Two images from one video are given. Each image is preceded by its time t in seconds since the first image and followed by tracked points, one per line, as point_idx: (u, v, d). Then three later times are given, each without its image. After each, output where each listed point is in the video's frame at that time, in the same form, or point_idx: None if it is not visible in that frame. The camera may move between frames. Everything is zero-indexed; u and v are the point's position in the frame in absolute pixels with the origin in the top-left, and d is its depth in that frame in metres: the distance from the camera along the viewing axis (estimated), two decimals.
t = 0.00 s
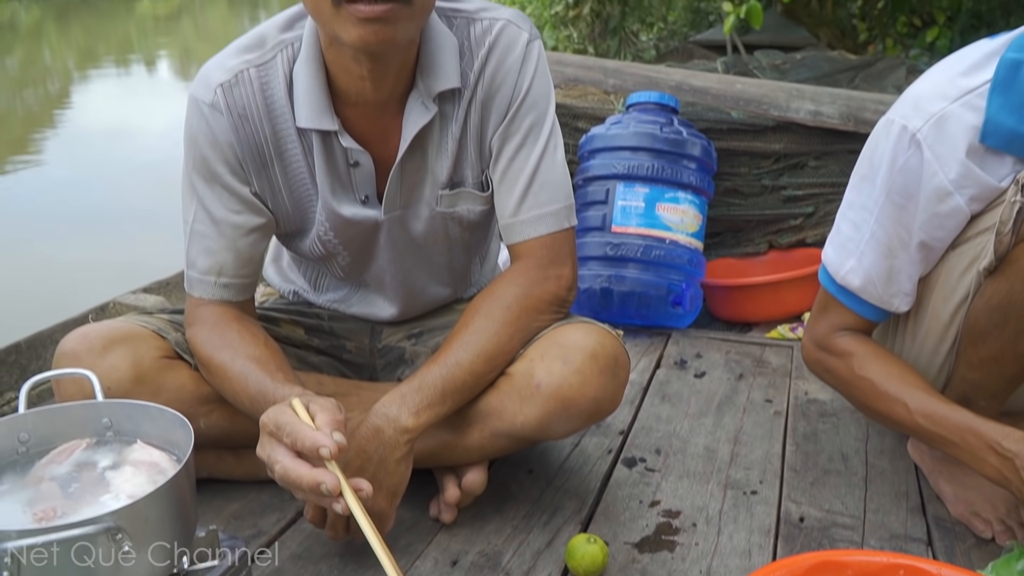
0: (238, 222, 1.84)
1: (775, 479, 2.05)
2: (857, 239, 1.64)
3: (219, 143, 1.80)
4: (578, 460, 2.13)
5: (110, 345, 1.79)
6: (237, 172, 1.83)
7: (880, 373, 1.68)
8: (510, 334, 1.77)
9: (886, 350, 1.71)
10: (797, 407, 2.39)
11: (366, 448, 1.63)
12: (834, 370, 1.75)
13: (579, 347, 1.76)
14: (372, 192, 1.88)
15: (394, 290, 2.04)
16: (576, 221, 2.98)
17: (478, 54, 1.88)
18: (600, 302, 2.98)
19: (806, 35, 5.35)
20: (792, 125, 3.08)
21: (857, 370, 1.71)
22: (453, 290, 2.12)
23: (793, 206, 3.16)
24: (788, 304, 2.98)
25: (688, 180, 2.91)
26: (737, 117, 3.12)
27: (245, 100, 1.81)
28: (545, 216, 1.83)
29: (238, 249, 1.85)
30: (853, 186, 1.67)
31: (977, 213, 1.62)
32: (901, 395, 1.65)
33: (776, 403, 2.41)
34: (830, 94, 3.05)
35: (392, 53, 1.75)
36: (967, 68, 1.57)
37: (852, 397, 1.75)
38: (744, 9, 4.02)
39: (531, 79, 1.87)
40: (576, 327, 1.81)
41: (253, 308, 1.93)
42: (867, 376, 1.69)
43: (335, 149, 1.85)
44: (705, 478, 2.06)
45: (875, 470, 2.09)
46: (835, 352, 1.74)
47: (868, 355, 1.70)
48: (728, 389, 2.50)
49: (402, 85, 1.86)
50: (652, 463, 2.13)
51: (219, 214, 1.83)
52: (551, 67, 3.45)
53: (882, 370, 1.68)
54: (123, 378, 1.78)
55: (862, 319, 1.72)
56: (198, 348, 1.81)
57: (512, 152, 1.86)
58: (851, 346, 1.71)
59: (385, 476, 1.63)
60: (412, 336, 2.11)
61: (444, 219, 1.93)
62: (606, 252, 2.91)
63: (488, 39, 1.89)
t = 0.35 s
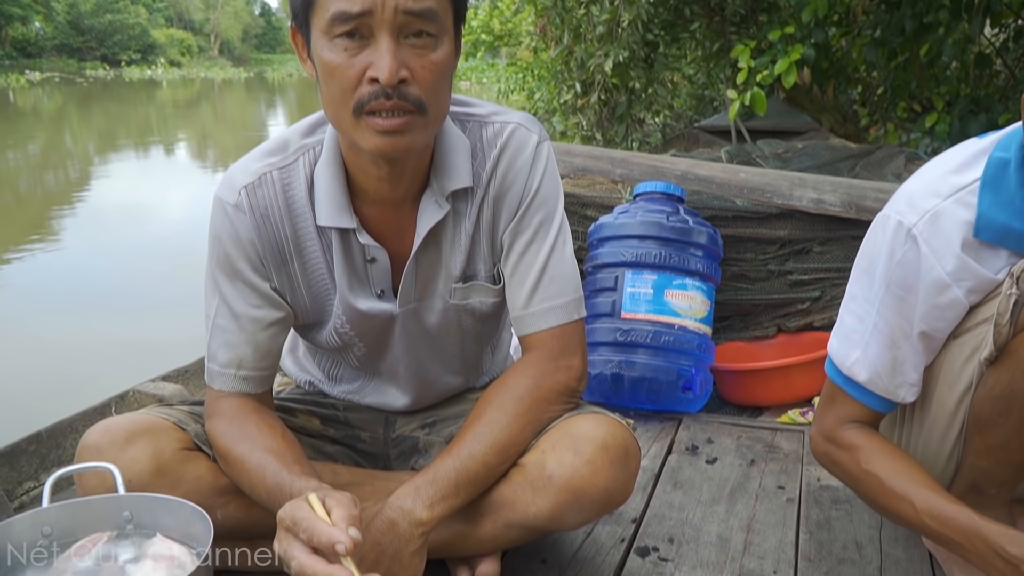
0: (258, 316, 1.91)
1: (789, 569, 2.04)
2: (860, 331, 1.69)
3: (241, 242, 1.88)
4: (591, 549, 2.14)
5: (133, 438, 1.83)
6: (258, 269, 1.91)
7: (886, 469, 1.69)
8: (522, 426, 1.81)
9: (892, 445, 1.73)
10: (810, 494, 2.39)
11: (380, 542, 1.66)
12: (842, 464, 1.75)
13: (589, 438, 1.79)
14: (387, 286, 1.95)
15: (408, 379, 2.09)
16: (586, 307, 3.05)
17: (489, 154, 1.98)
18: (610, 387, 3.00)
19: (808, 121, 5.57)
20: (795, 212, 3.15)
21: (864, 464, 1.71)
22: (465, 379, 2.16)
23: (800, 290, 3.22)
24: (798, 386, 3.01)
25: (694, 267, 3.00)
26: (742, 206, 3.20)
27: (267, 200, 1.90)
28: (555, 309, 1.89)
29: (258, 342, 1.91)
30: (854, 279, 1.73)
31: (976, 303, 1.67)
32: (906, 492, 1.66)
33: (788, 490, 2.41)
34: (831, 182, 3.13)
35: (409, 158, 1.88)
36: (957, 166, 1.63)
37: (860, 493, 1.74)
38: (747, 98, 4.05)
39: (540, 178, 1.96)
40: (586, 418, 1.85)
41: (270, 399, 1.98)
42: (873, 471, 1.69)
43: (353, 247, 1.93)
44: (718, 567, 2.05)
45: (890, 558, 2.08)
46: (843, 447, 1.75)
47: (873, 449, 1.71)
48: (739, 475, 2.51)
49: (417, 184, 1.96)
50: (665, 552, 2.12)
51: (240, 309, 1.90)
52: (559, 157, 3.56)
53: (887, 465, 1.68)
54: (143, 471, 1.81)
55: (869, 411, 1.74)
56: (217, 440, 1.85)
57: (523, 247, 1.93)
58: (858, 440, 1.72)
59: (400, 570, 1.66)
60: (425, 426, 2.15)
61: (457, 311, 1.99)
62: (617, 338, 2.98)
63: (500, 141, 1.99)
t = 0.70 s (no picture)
0: (271, 387, 1.95)
1: None
2: (860, 407, 1.71)
3: (257, 314, 1.94)
4: None
5: (145, 509, 1.82)
6: (274, 341, 1.96)
7: (884, 546, 1.68)
8: (530, 500, 1.84)
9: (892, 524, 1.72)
10: (822, 569, 2.35)
11: None
12: (842, 541, 1.74)
13: (598, 514, 1.81)
14: (399, 358, 1.99)
15: (418, 450, 2.11)
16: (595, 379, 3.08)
17: (503, 231, 2.04)
18: (619, 459, 3.03)
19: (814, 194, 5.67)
20: (801, 286, 3.19)
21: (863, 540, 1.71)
22: (475, 451, 2.18)
23: (808, 364, 3.26)
24: (808, 460, 3.02)
25: (702, 339, 3.03)
26: (748, 279, 3.26)
27: (285, 275, 1.96)
28: (564, 383, 1.93)
29: (271, 414, 1.95)
30: (854, 357, 1.76)
31: (976, 381, 1.69)
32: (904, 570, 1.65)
33: (799, 566, 2.38)
34: (837, 257, 3.15)
35: (418, 231, 1.94)
36: (953, 247, 1.68)
37: (859, 571, 1.73)
38: (754, 173, 4.13)
39: (552, 255, 2.01)
40: (595, 493, 1.86)
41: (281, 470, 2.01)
42: (872, 548, 1.69)
43: (367, 318, 1.97)
44: None
45: None
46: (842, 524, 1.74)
47: (872, 526, 1.71)
48: (749, 550, 2.49)
49: (430, 259, 2.02)
50: None
51: (254, 381, 1.95)
52: (568, 231, 3.64)
53: (886, 543, 1.68)
54: (155, 541, 1.80)
55: (869, 487, 1.74)
56: (229, 512, 1.87)
57: (534, 320, 1.98)
58: (857, 517, 1.72)
59: None
60: (434, 498, 2.16)
61: (468, 383, 2.02)
62: (624, 410, 2.99)
63: (513, 218, 2.05)
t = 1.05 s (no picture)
0: (279, 425, 1.96)
1: None
2: (867, 450, 1.67)
3: (266, 352, 1.95)
4: None
5: (149, 548, 1.78)
6: (283, 379, 1.97)
7: None
8: (537, 542, 1.84)
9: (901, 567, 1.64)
10: None
11: None
12: None
13: (605, 556, 1.77)
14: (406, 395, 2.00)
15: (424, 490, 2.10)
16: (602, 418, 3.07)
17: (509, 272, 2.06)
18: (626, 499, 3.03)
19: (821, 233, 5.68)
20: (809, 326, 3.19)
21: None
22: (482, 491, 2.17)
23: (816, 403, 3.26)
24: (816, 501, 2.99)
25: (709, 379, 3.04)
26: (756, 318, 3.25)
27: (294, 313, 1.97)
28: (569, 423, 1.93)
29: (279, 452, 1.95)
30: (861, 400, 1.71)
31: (987, 425, 1.63)
32: None
33: None
34: (844, 297, 3.16)
35: (417, 278, 1.96)
36: (960, 292, 1.63)
37: None
38: (761, 212, 4.15)
39: (558, 296, 2.02)
40: (601, 535, 1.84)
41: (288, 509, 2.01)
42: None
43: (374, 356, 1.99)
44: None
45: None
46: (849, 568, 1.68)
47: (880, 567, 1.63)
48: None
49: (436, 302, 2.04)
50: None
51: (262, 419, 1.95)
52: (576, 269, 3.66)
53: None
54: None
55: (874, 531, 1.69)
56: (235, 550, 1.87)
57: (539, 361, 1.98)
58: (862, 560, 1.66)
59: None
60: (441, 537, 2.15)
61: (474, 423, 2.02)
62: (632, 450, 2.98)
63: (520, 260, 2.07)
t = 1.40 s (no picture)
0: (286, 435, 1.95)
1: None
2: (877, 464, 1.64)
3: (275, 361, 1.94)
4: None
5: (155, 559, 1.78)
6: (291, 389, 1.96)
7: None
8: (541, 556, 1.83)
9: None
10: None
11: None
12: None
13: (612, 570, 1.76)
14: (415, 404, 2.00)
15: (430, 502, 2.09)
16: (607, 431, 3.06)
17: (520, 282, 2.06)
18: (632, 513, 3.02)
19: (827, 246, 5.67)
20: (815, 339, 3.18)
21: None
22: (488, 502, 2.17)
23: (823, 417, 3.25)
24: (823, 515, 2.97)
25: (715, 392, 3.01)
26: (762, 331, 3.24)
27: (303, 322, 1.98)
28: (577, 434, 1.92)
29: (285, 461, 1.95)
30: (872, 413, 1.69)
31: (1000, 440, 1.59)
32: None
33: None
34: (852, 310, 3.15)
35: (431, 279, 1.96)
36: (977, 305, 1.57)
37: None
38: (767, 224, 4.14)
39: (567, 306, 2.02)
40: (608, 549, 1.82)
41: (293, 519, 2.00)
42: None
43: (383, 365, 1.99)
44: None
45: None
46: None
47: None
48: None
49: (446, 308, 2.04)
50: None
51: (269, 428, 1.95)
52: (582, 281, 3.66)
53: None
54: None
55: (884, 545, 1.65)
56: (240, 563, 1.87)
57: (548, 370, 1.98)
58: None
59: None
60: (446, 549, 2.14)
61: (482, 433, 2.02)
62: (638, 463, 2.96)
63: (530, 269, 2.07)
